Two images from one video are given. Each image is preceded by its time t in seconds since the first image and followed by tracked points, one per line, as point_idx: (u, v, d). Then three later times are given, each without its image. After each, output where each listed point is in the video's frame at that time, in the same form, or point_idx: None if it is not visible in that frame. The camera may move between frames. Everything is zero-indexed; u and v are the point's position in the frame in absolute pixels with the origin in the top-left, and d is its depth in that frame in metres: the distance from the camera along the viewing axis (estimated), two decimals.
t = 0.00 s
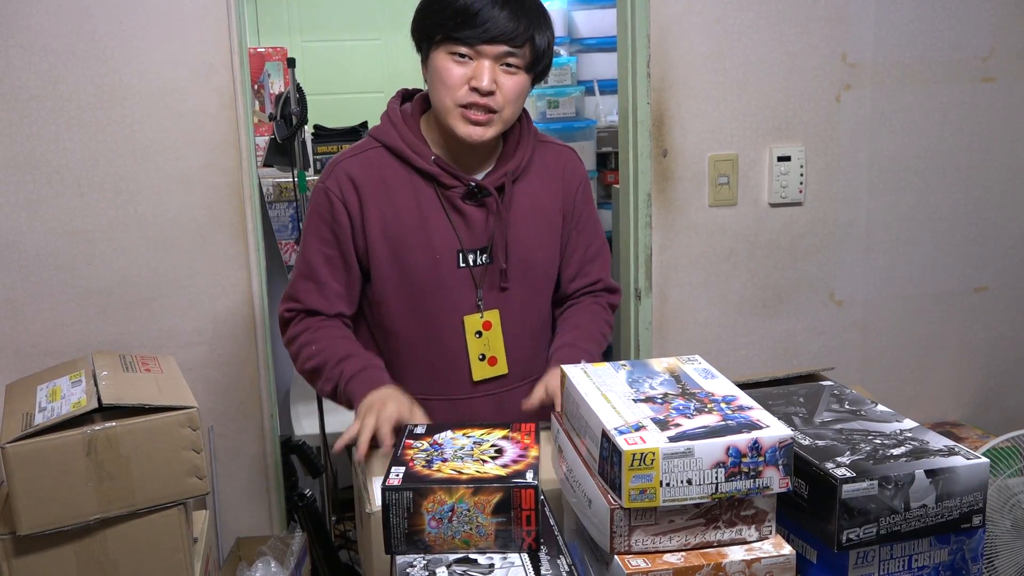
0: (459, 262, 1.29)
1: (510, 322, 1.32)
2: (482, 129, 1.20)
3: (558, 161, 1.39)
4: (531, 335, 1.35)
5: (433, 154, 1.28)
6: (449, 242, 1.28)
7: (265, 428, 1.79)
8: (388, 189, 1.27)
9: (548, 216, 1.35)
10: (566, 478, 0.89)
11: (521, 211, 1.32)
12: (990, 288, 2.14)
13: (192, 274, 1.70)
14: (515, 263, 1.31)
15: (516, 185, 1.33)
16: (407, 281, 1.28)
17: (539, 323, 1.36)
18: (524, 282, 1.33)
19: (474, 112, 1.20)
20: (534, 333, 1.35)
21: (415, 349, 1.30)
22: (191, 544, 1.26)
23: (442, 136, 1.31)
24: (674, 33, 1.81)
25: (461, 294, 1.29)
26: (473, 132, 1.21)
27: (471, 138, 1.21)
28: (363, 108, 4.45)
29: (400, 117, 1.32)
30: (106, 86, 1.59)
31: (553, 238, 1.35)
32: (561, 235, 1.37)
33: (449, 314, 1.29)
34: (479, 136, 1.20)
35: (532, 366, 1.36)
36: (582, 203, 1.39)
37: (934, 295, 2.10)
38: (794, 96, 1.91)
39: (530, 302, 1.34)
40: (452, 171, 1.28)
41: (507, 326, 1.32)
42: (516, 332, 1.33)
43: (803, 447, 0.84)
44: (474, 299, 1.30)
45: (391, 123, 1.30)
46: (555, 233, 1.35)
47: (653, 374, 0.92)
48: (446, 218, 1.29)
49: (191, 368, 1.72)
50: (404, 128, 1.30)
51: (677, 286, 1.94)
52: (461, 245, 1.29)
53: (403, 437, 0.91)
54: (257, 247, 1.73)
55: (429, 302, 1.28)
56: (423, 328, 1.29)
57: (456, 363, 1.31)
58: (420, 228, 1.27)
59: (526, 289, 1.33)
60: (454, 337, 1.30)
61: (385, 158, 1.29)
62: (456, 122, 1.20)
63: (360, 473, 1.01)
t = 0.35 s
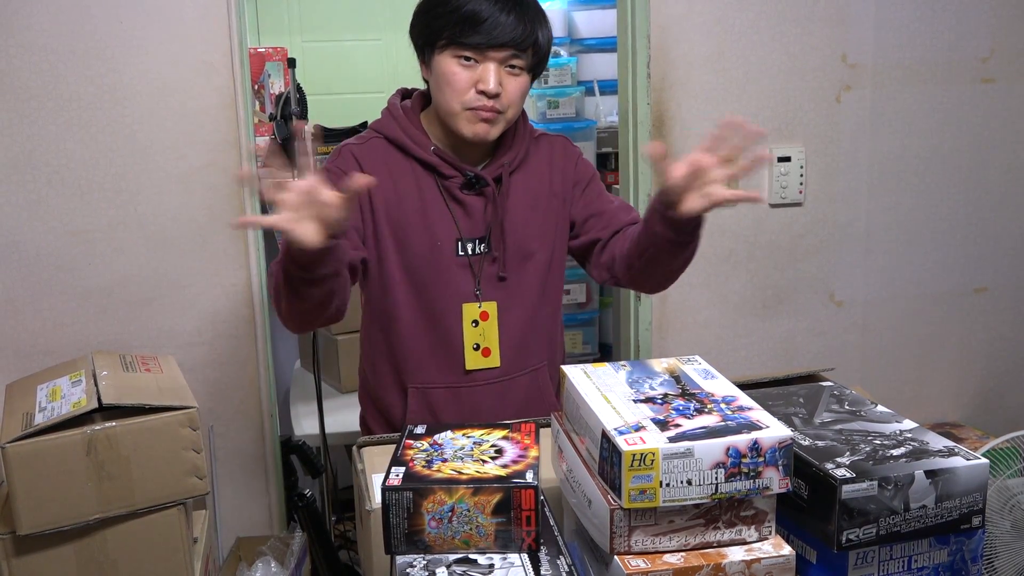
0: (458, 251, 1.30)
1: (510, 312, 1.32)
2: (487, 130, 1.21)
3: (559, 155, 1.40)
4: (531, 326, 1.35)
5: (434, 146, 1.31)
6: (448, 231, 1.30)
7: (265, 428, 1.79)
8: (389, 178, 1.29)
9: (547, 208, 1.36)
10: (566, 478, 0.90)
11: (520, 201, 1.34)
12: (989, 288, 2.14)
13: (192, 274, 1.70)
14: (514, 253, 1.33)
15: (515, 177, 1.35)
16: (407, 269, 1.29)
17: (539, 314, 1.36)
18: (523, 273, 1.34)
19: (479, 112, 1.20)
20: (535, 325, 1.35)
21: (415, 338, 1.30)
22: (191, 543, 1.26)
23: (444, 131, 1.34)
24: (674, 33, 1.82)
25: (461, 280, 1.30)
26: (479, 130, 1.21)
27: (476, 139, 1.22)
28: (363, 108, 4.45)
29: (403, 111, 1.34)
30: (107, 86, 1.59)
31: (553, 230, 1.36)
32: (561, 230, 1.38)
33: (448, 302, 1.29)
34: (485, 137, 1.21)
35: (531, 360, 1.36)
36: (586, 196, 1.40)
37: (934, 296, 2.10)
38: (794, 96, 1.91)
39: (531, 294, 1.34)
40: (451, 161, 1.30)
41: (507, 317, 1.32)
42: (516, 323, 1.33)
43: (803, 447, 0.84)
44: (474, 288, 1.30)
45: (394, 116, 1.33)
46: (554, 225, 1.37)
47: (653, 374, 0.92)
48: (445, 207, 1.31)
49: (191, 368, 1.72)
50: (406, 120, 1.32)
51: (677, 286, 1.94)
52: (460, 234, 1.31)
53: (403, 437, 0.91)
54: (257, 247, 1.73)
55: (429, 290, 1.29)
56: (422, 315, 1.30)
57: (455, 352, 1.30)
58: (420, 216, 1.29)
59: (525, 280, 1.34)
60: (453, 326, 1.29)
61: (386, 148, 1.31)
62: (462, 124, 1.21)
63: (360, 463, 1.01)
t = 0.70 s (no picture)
0: (468, 248, 1.30)
1: (519, 309, 1.32)
2: (495, 105, 1.21)
3: (563, 158, 1.41)
4: (541, 323, 1.35)
5: (441, 143, 1.31)
6: (458, 228, 1.30)
7: (265, 428, 1.79)
8: (396, 177, 1.30)
9: (554, 206, 1.37)
10: (565, 479, 0.90)
11: (528, 199, 1.35)
12: (990, 289, 2.14)
13: (192, 274, 1.70)
14: (524, 249, 1.32)
15: (522, 175, 1.35)
16: (416, 267, 1.28)
17: (548, 314, 1.36)
18: (532, 270, 1.33)
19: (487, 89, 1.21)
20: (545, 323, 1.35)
21: (424, 336, 1.29)
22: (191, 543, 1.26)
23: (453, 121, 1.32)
24: (675, 34, 1.82)
25: (472, 278, 1.30)
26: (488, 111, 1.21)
27: (487, 117, 1.22)
28: (363, 108, 4.45)
29: (408, 110, 1.35)
30: (107, 86, 1.60)
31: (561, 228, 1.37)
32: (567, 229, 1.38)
33: (458, 299, 1.29)
34: (494, 113, 1.21)
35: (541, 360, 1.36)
36: (586, 201, 1.41)
37: (934, 297, 2.10)
38: (794, 97, 1.91)
39: (540, 291, 1.34)
40: (459, 157, 1.30)
41: (517, 313, 1.32)
42: (525, 319, 1.33)
43: (803, 448, 0.84)
44: (483, 285, 1.30)
45: (400, 116, 1.33)
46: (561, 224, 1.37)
47: (653, 375, 0.92)
48: (453, 205, 1.31)
49: (191, 367, 1.73)
50: (413, 120, 1.32)
51: (678, 287, 1.94)
52: (470, 231, 1.30)
53: (403, 438, 0.91)
54: (257, 247, 1.73)
55: (439, 287, 1.28)
56: (432, 314, 1.29)
57: (465, 350, 1.30)
58: (429, 215, 1.29)
59: (534, 276, 1.34)
60: (463, 322, 1.29)
61: (393, 149, 1.32)
62: (471, 102, 1.21)
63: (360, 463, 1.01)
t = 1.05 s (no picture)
0: (465, 244, 1.31)
1: (516, 304, 1.32)
2: (487, 104, 1.22)
3: (563, 156, 1.41)
4: (540, 319, 1.34)
5: (439, 140, 1.32)
6: (454, 225, 1.31)
7: (265, 429, 1.79)
8: (394, 175, 1.31)
9: (554, 203, 1.36)
10: (565, 480, 0.90)
11: (526, 196, 1.35)
12: (990, 291, 2.14)
13: (193, 275, 1.70)
14: (522, 245, 1.32)
15: (521, 172, 1.35)
16: (414, 264, 1.29)
17: (548, 310, 1.36)
18: (531, 266, 1.33)
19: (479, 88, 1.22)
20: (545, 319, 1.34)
21: (421, 331, 1.30)
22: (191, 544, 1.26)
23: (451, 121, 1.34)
24: (674, 35, 1.82)
25: (468, 275, 1.30)
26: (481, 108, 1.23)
27: (480, 115, 1.23)
28: (364, 110, 4.45)
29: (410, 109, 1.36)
30: (108, 87, 1.60)
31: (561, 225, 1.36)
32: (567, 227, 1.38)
33: (456, 296, 1.29)
34: (487, 111, 1.22)
35: (541, 356, 1.35)
36: (590, 198, 1.40)
37: (934, 298, 2.10)
38: (794, 98, 1.91)
39: (539, 287, 1.34)
40: (456, 154, 1.31)
41: (515, 308, 1.32)
42: (522, 317, 1.33)
43: (803, 450, 0.84)
44: (480, 281, 1.31)
45: (401, 115, 1.34)
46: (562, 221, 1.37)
47: (653, 376, 0.92)
48: (451, 202, 1.32)
49: (191, 368, 1.73)
50: (413, 119, 1.33)
51: (677, 288, 1.95)
52: (466, 228, 1.31)
53: (403, 440, 0.91)
54: (257, 248, 1.73)
55: (436, 283, 1.29)
56: (429, 309, 1.30)
57: (463, 346, 1.30)
58: (427, 212, 1.30)
59: (532, 272, 1.33)
60: (461, 318, 1.30)
61: (393, 148, 1.33)
62: (464, 100, 1.22)
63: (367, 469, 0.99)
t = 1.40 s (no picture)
0: (466, 238, 1.31)
1: (519, 297, 1.32)
2: (483, 113, 1.23)
3: (561, 156, 1.42)
4: (542, 312, 1.34)
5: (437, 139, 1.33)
6: (455, 218, 1.31)
7: (265, 430, 1.79)
8: (394, 172, 1.31)
9: (553, 199, 1.37)
10: (566, 482, 0.90)
11: (525, 189, 1.35)
12: (990, 291, 2.14)
13: (193, 276, 1.70)
14: (522, 239, 1.33)
15: (520, 168, 1.36)
16: (414, 258, 1.29)
17: (550, 304, 1.35)
18: (532, 260, 1.33)
19: (474, 96, 1.22)
20: (547, 313, 1.34)
21: (422, 326, 1.29)
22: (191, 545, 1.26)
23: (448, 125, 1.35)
24: (675, 36, 1.82)
25: (470, 267, 1.30)
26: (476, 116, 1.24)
27: (476, 123, 1.23)
28: (364, 111, 4.46)
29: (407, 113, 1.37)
30: (109, 88, 1.60)
31: (561, 220, 1.36)
32: (568, 220, 1.38)
33: (457, 289, 1.29)
34: (482, 120, 1.23)
35: (546, 352, 1.34)
36: (588, 197, 1.41)
37: (934, 299, 2.10)
38: (795, 99, 1.91)
39: (540, 282, 1.34)
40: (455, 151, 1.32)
41: (517, 301, 1.32)
42: (526, 308, 1.32)
43: (804, 451, 0.84)
44: (482, 274, 1.31)
45: (400, 118, 1.35)
46: (562, 217, 1.37)
47: (653, 377, 0.92)
48: (451, 198, 1.32)
49: (192, 369, 1.73)
50: (411, 120, 1.35)
51: (678, 289, 1.94)
52: (467, 222, 1.32)
53: (404, 441, 0.91)
54: (258, 249, 1.73)
55: (437, 277, 1.29)
56: (430, 304, 1.29)
57: (465, 340, 1.30)
58: (427, 208, 1.30)
59: (533, 266, 1.33)
60: (462, 313, 1.30)
61: (392, 148, 1.34)
62: (460, 109, 1.23)
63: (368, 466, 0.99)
